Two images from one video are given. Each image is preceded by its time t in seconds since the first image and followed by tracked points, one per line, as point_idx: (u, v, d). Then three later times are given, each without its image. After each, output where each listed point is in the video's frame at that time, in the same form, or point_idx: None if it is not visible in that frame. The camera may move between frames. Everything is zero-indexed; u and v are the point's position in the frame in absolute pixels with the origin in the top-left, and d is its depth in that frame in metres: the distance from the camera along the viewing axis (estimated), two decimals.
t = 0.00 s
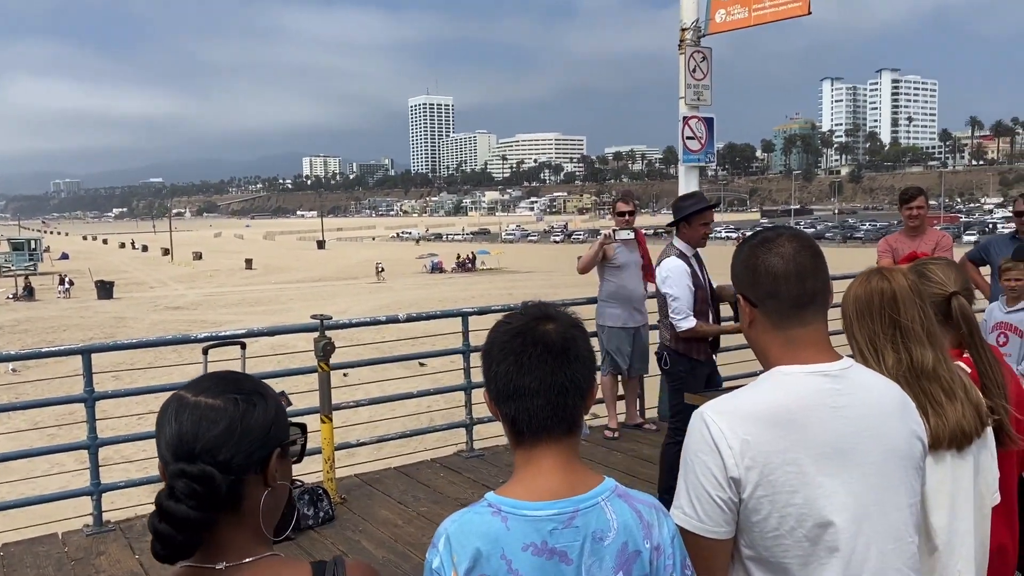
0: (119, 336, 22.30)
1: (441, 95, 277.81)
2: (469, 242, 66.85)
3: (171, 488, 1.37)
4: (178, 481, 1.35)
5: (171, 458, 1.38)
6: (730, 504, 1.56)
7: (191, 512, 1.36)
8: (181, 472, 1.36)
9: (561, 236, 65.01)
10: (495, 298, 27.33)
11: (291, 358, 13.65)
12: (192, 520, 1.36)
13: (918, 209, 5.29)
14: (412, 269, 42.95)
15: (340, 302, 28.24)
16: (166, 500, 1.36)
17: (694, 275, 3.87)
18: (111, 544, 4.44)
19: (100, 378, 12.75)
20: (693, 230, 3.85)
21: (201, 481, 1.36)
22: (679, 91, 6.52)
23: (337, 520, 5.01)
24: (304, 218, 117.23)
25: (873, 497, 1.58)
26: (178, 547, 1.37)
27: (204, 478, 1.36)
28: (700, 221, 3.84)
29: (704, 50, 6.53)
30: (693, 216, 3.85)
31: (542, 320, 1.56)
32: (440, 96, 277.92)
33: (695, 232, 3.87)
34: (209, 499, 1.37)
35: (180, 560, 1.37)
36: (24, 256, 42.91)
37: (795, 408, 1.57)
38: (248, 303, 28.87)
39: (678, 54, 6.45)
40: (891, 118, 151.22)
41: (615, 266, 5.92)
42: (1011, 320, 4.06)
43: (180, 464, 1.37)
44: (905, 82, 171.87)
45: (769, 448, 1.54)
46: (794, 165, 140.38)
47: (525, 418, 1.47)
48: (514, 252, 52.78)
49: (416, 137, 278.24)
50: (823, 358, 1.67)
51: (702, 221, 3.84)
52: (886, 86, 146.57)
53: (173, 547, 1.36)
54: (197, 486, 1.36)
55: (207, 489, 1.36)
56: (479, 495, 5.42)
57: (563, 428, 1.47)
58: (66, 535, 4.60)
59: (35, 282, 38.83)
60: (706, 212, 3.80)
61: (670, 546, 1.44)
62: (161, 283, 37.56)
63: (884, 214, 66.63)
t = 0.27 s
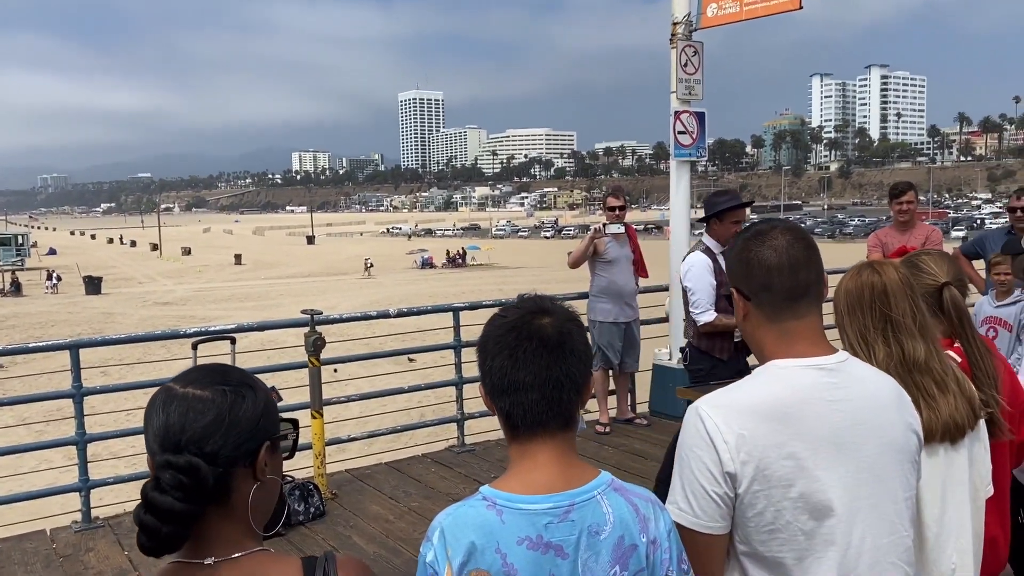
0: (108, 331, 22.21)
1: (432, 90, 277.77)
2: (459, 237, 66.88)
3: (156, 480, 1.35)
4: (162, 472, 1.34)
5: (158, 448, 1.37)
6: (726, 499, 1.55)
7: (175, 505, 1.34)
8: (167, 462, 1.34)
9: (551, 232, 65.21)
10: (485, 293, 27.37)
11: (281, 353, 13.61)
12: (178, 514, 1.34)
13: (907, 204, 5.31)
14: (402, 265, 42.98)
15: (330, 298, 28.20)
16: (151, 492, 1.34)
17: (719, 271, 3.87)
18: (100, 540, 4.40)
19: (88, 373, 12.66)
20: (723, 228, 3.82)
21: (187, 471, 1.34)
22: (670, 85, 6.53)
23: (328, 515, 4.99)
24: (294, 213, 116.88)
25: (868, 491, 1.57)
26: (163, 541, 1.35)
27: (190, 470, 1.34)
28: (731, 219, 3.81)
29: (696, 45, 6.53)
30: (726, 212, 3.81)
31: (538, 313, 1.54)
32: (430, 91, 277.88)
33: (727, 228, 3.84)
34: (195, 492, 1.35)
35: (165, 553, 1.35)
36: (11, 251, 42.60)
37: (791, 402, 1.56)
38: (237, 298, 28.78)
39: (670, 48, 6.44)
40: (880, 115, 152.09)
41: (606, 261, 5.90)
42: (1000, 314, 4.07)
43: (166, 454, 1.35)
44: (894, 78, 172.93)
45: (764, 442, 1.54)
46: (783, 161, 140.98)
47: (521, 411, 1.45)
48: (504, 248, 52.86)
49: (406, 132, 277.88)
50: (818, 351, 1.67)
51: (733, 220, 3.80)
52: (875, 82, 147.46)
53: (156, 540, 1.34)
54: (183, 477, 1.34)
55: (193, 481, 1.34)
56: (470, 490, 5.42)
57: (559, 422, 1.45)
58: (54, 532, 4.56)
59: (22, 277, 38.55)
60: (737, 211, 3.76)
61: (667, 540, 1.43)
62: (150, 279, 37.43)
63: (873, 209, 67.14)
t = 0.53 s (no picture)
0: (104, 321, 22.15)
1: (429, 81, 277.71)
2: (457, 229, 66.84)
3: (142, 470, 1.35)
4: (150, 462, 1.33)
5: (146, 440, 1.36)
6: (731, 493, 1.54)
7: (163, 495, 1.33)
8: (155, 452, 1.33)
9: (548, 224, 65.23)
10: (483, 285, 27.41)
11: (278, 343, 13.60)
12: (167, 504, 1.33)
13: (907, 196, 5.28)
14: (399, 256, 42.96)
15: (327, 288, 28.19)
16: (137, 482, 1.34)
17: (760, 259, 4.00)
18: (96, 530, 4.38)
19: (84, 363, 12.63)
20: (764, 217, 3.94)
21: (174, 462, 1.33)
22: (669, 76, 6.49)
23: (324, 506, 4.98)
24: (291, 203, 116.79)
25: (874, 487, 1.56)
26: (150, 531, 1.34)
27: (179, 460, 1.33)
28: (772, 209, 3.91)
29: (695, 35, 6.49)
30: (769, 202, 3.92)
31: (542, 304, 1.51)
32: (428, 82, 277.85)
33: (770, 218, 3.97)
34: (182, 481, 1.34)
35: (153, 543, 1.34)
36: (7, 240, 42.51)
37: (801, 395, 1.54)
38: (235, 289, 28.77)
39: (670, 39, 6.39)
40: (877, 108, 152.25)
41: (605, 253, 5.89)
42: (999, 307, 4.06)
43: (155, 443, 1.34)
44: (892, 72, 173.06)
45: (772, 435, 1.52)
46: (780, 154, 141.09)
47: (522, 403, 1.43)
48: (502, 240, 52.88)
49: (404, 123, 277.58)
50: (824, 343, 1.65)
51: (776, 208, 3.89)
52: (873, 76, 147.54)
53: (142, 530, 1.33)
54: (169, 468, 1.33)
55: (181, 471, 1.33)
56: (469, 481, 5.42)
57: (561, 415, 1.43)
58: (50, 521, 4.54)
59: (18, 267, 38.47)
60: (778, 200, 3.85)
61: (672, 534, 1.41)
62: (146, 268, 37.36)
63: (870, 203, 67.29)
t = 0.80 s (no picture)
0: (106, 309, 22.15)
1: (431, 71, 277.84)
2: (459, 219, 66.84)
3: (132, 464, 1.30)
4: (141, 455, 1.28)
5: (136, 432, 1.31)
6: (746, 491, 1.49)
7: (152, 491, 1.28)
8: (145, 446, 1.28)
9: (550, 215, 65.21)
10: (485, 275, 27.41)
11: (280, 333, 13.59)
12: (157, 499, 1.28)
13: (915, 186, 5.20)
14: (402, 246, 42.95)
15: (330, 278, 28.21)
16: (126, 475, 1.29)
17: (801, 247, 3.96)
18: (95, 520, 4.35)
19: (86, 351, 12.62)
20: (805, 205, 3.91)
21: (164, 456, 1.28)
22: (676, 64, 6.41)
23: (325, 496, 4.94)
24: (293, 192, 116.78)
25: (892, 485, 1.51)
26: (139, 529, 1.29)
27: (170, 454, 1.27)
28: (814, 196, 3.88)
29: (702, 24, 6.41)
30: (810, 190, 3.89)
31: (552, 294, 1.44)
32: (430, 71, 277.66)
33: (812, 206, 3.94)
34: (174, 476, 1.28)
35: (144, 539, 1.30)
36: (10, 228, 42.56)
37: (819, 390, 1.49)
38: (237, 278, 28.78)
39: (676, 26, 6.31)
40: (881, 100, 151.79)
41: (609, 244, 5.83)
42: (1010, 301, 4.01)
43: (144, 436, 1.29)
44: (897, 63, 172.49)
45: (788, 432, 1.47)
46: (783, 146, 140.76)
47: (529, 395, 1.37)
48: (504, 230, 52.90)
49: (406, 113, 277.31)
50: (842, 335, 1.59)
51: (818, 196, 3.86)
52: (877, 68, 147.11)
53: (130, 527, 1.28)
54: (159, 463, 1.28)
55: (171, 465, 1.28)
56: (472, 473, 5.38)
57: (571, 408, 1.37)
58: (49, 510, 4.50)
59: (21, 254, 38.50)
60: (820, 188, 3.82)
61: (685, 534, 1.36)
62: (148, 257, 37.37)
63: (873, 195, 67.25)
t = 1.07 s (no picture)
0: (114, 297, 22.20)
1: (441, 61, 277.71)
2: (466, 209, 66.87)
3: (136, 457, 1.25)
4: (145, 449, 1.22)
5: (142, 427, 1.26)
6: (770, 491, 1.42)
7: (159, 486, 1.22)
8: (149, 438, 1.23)
9: (559, 205, 65.05)
10: (492, 266, 27.42)
11: (287, 322, 13.58)
12: (163, 496, 1.23)
13: (936, 180, 5.10)
14: (410, 236, 42.93)
15: (337, 267, 28.25)
16: (130, 469, 1.24)
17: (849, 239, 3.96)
18: (101, 508, 4.33)
19: (93, 339, 12.63)
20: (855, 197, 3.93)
21: (171, 449, 1.23)
22: (691, 52, 6.31)
23: (333, 488, 4.91)
24: (301, 181, 116.96)
25: (925, 486, 1.44)
26: (145, 526, 1.24)
27: (174, 451, 1.22)
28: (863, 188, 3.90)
29: (718, 12, 6.31)
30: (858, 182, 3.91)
31: (569, 284, 1.36)
32: (439, 61, 277.59)
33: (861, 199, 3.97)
34: (180, 470, 1.23)
35: (148, 537, 1.24)
36: (19, 214, 42.70)
37: (847, 386, 1.42)
38: (245, 266, 28.83)
39: (692, 14, 6.21)
40: (891, 93, 150.99)
41: (620, 235, 5.75)
42: None
43: (150, 429, 1.24)
44: (908, 56, 171.52)
45: (818, 431, 1.40)
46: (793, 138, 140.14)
47: (547, 392, 1.30)
48: (511, 221, 52.91)
49: (415, 103, 277.19)
50: (872, 331, 1.52)
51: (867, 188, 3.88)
52: (888, 61, 146.32)
53: (135, 525, 1.23)
54: (165, 455, 1.23)
55: (177, 458, 1.23)
56: (480, 465, 5.34)
57: (590, 404, 1.29)
58: (55, 498, 4.49)
59: (29, 241, 38.64)
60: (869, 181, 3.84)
61: (708, 537, 1.29)
62: (156, 245, 37.46)
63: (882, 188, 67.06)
